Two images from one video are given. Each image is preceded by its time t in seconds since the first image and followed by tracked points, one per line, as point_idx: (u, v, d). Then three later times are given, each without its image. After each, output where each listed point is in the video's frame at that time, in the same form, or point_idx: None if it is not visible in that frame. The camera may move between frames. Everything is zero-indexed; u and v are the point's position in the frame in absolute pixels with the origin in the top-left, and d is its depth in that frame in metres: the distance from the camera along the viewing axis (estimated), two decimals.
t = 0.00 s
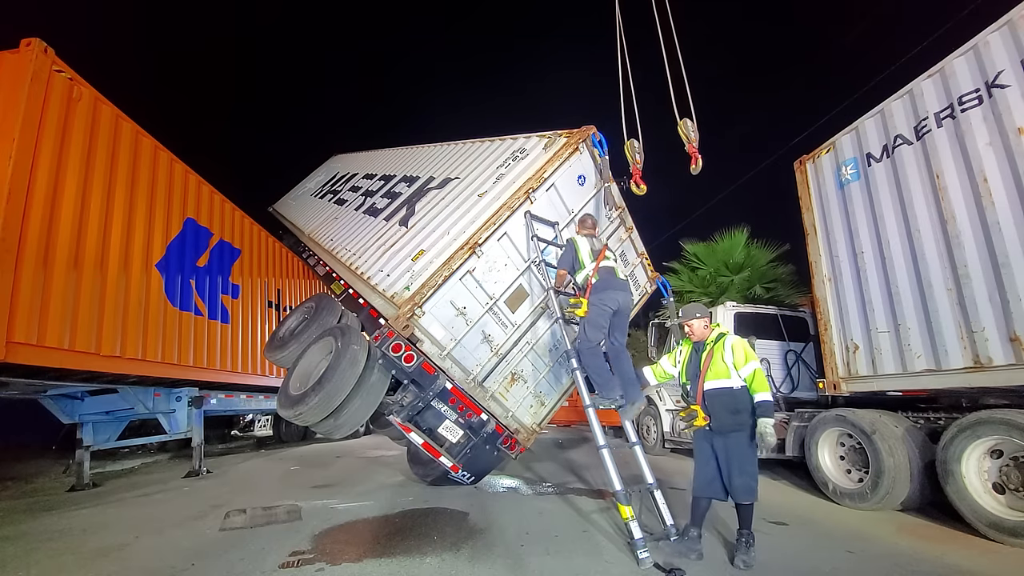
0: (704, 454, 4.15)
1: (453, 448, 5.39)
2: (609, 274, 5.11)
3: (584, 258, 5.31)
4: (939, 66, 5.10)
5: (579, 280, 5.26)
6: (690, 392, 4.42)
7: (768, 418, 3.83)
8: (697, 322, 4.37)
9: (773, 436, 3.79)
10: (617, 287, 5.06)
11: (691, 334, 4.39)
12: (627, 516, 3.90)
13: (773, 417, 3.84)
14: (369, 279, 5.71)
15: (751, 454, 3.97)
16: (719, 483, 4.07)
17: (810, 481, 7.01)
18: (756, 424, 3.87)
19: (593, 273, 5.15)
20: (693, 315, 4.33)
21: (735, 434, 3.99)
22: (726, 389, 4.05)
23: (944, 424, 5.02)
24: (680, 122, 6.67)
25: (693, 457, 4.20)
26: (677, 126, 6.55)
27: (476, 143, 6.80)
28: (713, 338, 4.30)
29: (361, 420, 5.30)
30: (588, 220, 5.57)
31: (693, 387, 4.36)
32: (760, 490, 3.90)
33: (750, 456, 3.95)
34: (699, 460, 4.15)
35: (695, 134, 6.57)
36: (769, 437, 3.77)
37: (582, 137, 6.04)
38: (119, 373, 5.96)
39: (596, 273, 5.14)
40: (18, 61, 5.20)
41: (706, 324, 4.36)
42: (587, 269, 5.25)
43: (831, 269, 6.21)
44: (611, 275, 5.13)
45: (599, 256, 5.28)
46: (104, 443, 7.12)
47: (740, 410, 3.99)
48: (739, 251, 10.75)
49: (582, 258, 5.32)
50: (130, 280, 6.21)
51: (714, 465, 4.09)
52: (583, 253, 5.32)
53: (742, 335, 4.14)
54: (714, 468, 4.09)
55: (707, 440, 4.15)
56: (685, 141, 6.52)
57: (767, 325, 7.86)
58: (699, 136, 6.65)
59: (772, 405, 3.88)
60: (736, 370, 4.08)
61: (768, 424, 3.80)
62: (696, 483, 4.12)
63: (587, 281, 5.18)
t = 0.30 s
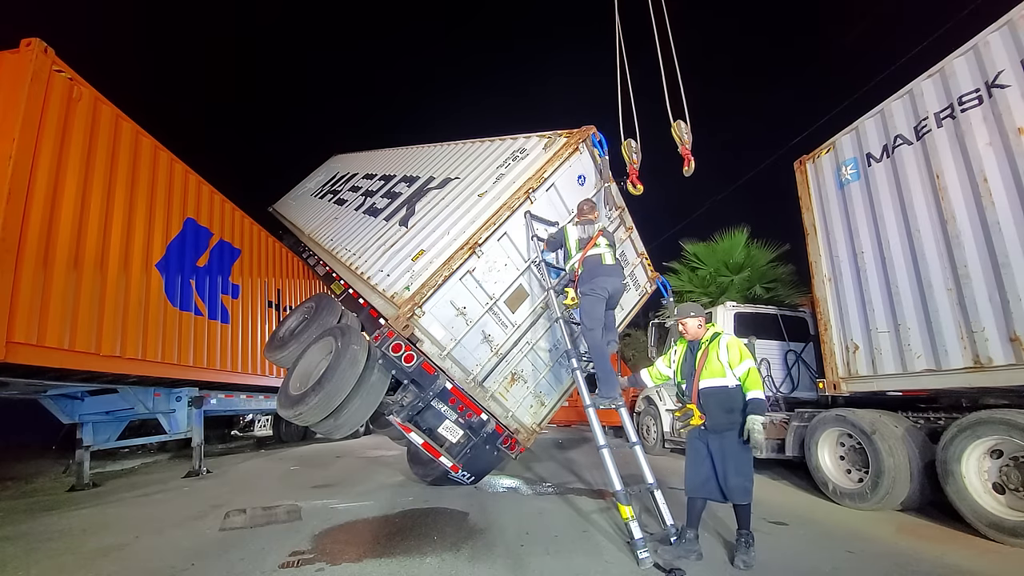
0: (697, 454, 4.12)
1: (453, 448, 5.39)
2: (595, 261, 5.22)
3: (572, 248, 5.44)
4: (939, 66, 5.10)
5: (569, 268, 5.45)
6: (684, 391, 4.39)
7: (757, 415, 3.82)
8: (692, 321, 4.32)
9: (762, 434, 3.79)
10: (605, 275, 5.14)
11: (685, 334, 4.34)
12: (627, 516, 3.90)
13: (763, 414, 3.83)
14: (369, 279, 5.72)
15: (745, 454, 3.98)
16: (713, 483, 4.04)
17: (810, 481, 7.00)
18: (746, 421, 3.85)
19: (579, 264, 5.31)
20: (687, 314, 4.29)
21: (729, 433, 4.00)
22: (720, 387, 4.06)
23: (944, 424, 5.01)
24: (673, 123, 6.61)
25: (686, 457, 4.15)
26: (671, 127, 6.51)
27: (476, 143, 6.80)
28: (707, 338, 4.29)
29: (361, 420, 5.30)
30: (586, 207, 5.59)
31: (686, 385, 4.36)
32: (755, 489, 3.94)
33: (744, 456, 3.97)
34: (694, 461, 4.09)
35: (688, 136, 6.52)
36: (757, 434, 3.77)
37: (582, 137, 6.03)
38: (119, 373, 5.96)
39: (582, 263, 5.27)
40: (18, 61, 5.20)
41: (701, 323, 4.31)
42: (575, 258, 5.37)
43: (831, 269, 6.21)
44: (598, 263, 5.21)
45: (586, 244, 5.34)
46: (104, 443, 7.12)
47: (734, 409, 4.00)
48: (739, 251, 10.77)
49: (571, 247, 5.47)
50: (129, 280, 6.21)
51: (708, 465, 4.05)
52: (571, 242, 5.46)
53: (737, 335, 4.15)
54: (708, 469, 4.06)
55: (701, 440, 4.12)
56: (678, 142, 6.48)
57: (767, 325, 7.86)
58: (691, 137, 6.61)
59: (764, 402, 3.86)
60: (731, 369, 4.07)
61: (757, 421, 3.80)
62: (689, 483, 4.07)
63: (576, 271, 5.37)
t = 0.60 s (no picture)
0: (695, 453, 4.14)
1: (453, 448, 5.39)
2: (595, 258, 5.24)
3: (570, 248, 5.42)
4: (939, 66, 5.10)
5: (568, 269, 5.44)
6: (683, 391, 4.40)
7: (762, 418, 3.81)
8: (689, 320, 4.32)
9: (767, 437, 3.77)
10: (605, 272, 5.16)
11: (682, 333, 4.34)
12: (627, 516, 3.90)
13: (767, 416, 3.82)
14: (369, 279, 5.72)
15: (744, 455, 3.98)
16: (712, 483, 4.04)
17: (810, 481, 7.00)
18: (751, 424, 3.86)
19: (579, 263, 5.33)
20: (684, 312, 4.32)
21: (729, 433, 4.00)
22: (719, 387, 4.05)
23: (944, 424, 5.01)
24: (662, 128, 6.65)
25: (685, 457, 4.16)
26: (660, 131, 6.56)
27: (476, 143, 6.80)
28: (706, 338, 4.29)
29: (361, 420, 5.30)
30: (585, 208, 5.59)
31: (686, 386, 4.36)
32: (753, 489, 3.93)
33: (743, 456, 3.97)
34: (692, 462, 4.10)
35: (677, 139, 6.56)
36: (763, 437, 3.74)
37: (582, 137, 6.03)
38: (119, 373, 5.96)
39: (582, 263, 5.29)
40: (19, 61, 5.20)
41: (699, 323, 4.31)
42: (574, 258, 5.37)
43: (831, 269, 6.21)
44: (598, 261, 5.23)
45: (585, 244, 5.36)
46: (104, 443, 7.12)
47: (734, 409, 3.99)
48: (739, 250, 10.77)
49: (569, 248, 5.44)
50: (129, 280, 6.21)
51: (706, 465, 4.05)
52: (569, 243, 5.44)
53: (736, 335, 4.13)
54: (707, 469, 4.05)
55: (699, 440, 4.13)
56: (668, 145, 6.52)
57: (767, 325, 7.86)
58: (681, 141, 6.64)
59: (766, 404, 3.86)
60: (731, 370, 4.05)
61: (762, 424, 3.79)
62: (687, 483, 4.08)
63: (575, 271, 5.37)
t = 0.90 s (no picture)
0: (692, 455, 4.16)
1: (453, 448, 5.39)
2: (597, 257, 5.23)
3: (571, 247, 5.44)
4: (939, 66, 5.10)
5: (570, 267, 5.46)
6: (681, 391, 4.38)
7: (762, 419, 3.83)
8: (686, 319, 4.30)
9: (768, 437, 3.79)
10: (607, 272, 5.15)
11: (679, 332, 4.32)
12: (627, 516, 3.90)
13: (767, 417, 3.85)
14: (369, 279, 5.72)
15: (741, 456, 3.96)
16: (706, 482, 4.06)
17: (810, 481, 7.00)
18: (751, 425, 3.88)
19: (580, 262, 5.34)
20: (682, 311, 4.29)
21: (725, 433, 3.98)
22: (715, 388, 4.03)
23: (944, 424, 5.01)
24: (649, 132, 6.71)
25: (680, 457, 4.17)
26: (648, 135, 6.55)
27: (476, 143, 6.80)
28: (703, 338, 4.27)
29: (361, 419, 5.30)
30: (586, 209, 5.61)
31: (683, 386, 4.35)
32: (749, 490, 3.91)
33: (739, 457, 3.95)
34: (685, 461, 4.13)
35: (665, 143, 6.59)
36: (765, 438, 3.77)
37: (582, 137, 6.03)
38: (119, 373, 5.96)
39: (585, 261, 5.29)
40: (19, 61, 5.20)
41: (696, 322, 4.28)
42: (576, 257, 5.38)
43: (831, 269, 6.21)
44: (601, 259, 5.21)
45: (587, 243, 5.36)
46: (104, 443, 7.11)
47: (731, 410, 3.96)
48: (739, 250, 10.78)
49: (571, 247, 5.45)
50: (130, 280, 6.21)
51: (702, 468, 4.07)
52: (571, 241, 5.44)
53: (731, 335, 4.12)
54: (700, 468, 4.08)
55: (695, 440, 4.15)
56: (654, 149, 6.54)
57: (767, 325, 7.86)
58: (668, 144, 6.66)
59: (764, 405, 3.89)
60: (726, 370, 4.04)
61: (763, 425, 3.81)
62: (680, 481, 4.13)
63: (578, 271, 5.38)
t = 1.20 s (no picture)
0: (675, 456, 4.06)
1: (453, 448, 5.39)
2: (598, 256, 5.24)
3: (572, 246, 5.43)
4: (939, 66, 5.10)
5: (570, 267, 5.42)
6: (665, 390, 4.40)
7: (734, 420, 3.78)
8: (675, 318, 4.34)
9: (737, 439, 3.77)
10: (608, 271, 5.17)
11: (668, 331, 4.36)
12: (627, 516, 3.90)
13: (740, 419, 3.78)
14: (369, 279, 5.72)
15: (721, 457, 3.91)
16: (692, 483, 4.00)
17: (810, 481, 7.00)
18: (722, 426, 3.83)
19: (580, 261, 5.32)
20: (672, 309, 4.31)
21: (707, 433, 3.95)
22: (694, 388, 4.02)
23: (944, 424, 5.01)
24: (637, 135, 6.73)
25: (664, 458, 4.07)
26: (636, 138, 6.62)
27: (476, 143, 6.80)
28: (688, 337, 4.27)
29: (361, 420, 5.30)
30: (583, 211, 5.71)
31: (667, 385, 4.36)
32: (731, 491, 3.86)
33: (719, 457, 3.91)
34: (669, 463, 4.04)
35: (651, 146, 6.66)
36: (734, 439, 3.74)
37: (582, 137, 6.03)
38: (119, 373, 5.96)
39: (585, 261, 5.28)
40: (19, 62, 5.20)
41: (684, 321, 4.30)
42: (576, 257, 5.36)
43: (831, 269, 6.21)
44: (602, 259, 5.24)
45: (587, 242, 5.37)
46: (104, 443, 7.11)
47: (707, 410, 3.94)
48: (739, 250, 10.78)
49: (571, 246, 5.44)
50: (129, 281, 6.21)
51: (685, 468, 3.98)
52: (571, 241, 5.44)
53: (716, 335, 4.12)
54: (683, 470, 3.99)
55: (676, 440, 4.05)
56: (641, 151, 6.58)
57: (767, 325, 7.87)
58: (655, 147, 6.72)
59: (739, 407, 3.81)
60: (706, 370, 4.03)
61: (733, 427, 3.77)
62: (666, 483, 4.03)
63: (579, 270, 5.36)
